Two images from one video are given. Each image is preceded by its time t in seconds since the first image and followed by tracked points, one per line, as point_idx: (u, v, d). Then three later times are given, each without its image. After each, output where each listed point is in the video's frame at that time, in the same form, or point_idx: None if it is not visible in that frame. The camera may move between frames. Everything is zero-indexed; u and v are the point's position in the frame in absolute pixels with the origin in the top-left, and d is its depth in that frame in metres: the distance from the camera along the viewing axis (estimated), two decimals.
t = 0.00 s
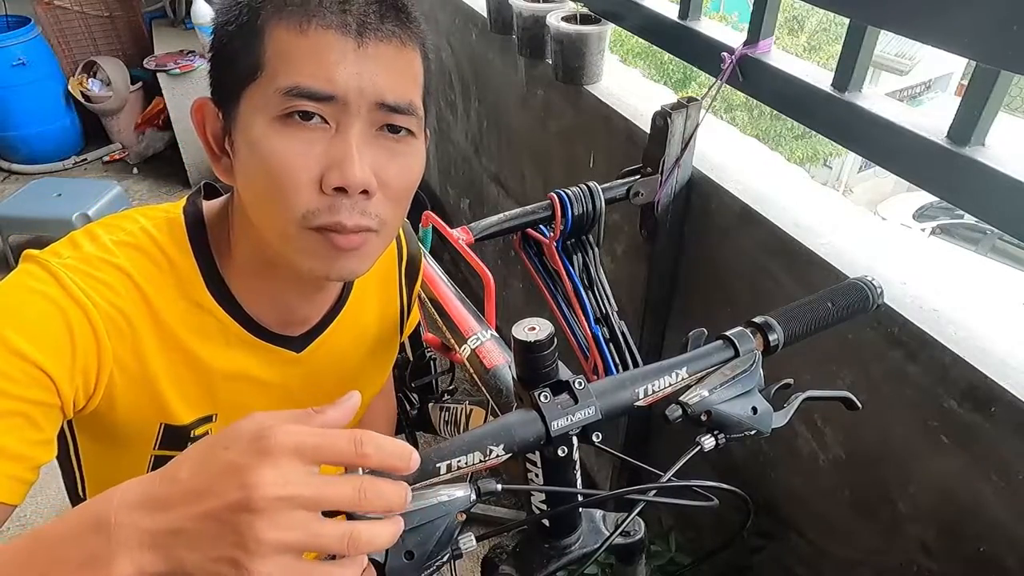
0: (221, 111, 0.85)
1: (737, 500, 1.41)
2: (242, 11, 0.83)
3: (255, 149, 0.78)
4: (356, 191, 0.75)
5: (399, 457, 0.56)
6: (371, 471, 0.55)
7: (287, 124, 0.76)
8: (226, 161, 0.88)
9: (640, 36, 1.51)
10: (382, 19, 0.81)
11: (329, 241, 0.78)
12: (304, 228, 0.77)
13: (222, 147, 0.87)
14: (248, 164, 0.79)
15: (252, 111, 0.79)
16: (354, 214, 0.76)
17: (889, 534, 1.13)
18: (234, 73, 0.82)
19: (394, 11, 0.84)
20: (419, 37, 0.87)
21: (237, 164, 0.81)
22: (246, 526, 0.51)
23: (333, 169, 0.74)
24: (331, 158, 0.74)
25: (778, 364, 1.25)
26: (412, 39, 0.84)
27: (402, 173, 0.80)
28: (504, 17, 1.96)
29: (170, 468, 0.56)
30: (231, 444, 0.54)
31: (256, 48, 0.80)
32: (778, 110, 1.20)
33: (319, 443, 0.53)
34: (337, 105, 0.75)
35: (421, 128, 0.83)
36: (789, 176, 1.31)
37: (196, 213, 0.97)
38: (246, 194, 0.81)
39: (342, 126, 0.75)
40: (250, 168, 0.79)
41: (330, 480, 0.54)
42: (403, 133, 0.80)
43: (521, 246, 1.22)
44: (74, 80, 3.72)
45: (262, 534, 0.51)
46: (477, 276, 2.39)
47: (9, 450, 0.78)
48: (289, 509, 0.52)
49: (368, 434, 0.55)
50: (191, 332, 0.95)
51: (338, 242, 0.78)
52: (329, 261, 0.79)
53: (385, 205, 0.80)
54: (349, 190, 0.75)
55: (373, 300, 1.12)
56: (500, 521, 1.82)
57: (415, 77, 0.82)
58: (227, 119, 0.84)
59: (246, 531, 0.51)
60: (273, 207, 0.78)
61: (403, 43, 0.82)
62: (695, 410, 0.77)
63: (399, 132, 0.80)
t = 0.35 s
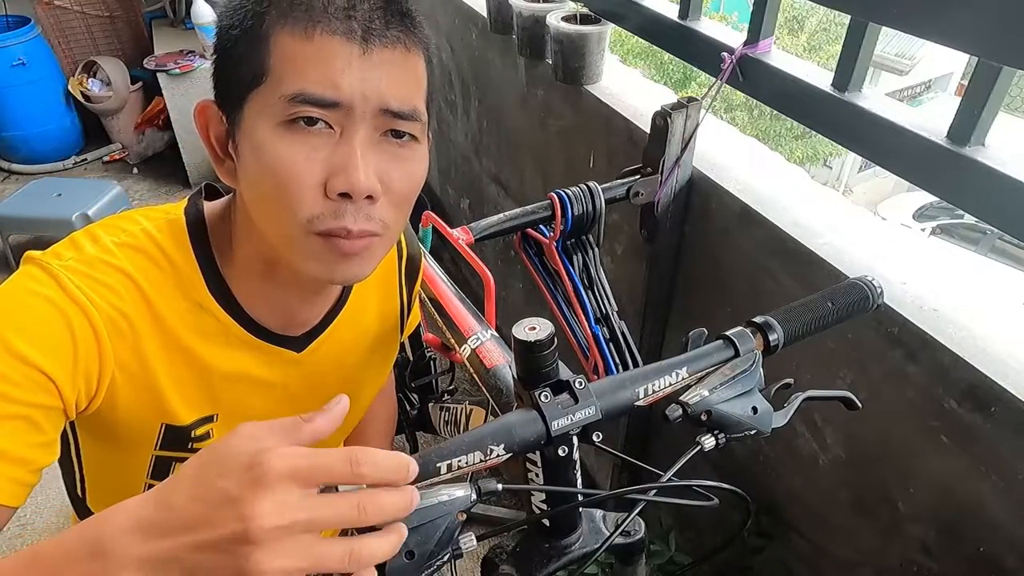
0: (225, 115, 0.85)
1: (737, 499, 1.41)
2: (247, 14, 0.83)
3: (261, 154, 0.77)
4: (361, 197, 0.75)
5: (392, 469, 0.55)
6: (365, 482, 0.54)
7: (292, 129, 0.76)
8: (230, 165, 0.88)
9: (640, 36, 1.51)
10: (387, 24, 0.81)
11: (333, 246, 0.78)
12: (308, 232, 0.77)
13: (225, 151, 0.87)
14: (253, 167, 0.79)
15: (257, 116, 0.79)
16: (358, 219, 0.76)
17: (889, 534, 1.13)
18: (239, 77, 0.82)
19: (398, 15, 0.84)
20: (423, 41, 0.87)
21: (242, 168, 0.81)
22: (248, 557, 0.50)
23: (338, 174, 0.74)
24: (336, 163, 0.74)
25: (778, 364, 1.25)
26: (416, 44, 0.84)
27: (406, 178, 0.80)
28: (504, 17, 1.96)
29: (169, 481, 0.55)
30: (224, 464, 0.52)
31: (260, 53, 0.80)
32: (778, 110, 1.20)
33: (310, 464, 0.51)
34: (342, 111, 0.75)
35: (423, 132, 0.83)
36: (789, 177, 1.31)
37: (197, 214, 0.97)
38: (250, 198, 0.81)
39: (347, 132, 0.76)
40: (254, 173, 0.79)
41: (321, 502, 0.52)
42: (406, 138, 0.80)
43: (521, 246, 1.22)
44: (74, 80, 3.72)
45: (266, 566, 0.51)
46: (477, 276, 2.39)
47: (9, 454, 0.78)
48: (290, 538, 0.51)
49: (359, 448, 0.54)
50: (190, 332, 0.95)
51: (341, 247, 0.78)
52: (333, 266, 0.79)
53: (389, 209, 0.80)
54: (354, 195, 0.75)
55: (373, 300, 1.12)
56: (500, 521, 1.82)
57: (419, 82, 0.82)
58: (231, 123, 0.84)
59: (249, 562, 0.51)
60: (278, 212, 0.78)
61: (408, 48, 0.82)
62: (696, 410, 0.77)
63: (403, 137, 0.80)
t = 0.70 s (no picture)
0: (220, 117, 0.85)
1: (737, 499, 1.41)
2: (241, 17, 0.83)
3: (256, 154, 0.78)
4: (358, 196, 0.75)
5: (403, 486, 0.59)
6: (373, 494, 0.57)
7: (287, 129, 0.76)
8: (225, 167, 0.88)
9: (640, 36, 1.51)
10: (381, 23, 0.81)
11: (331, 246, 0.78)
12: (305, 232, 0.77)
13: (221, 152, 0.88)
14: (249, 168, 0.79)
15: (251, 117, 0.79)
16: (355, 218, 0.76)
17: (890, 533, 1.13)
18: (234, 76, 0.82)
19: (392, 15, 0.84)
20: (417, 40, 0.87)
21: (238, 170, 0.81)
22: (270, 564, 0.52)
23: (334, 174, 0.75)
24: (332, 163, 0.75)
25: (778, 364, 1.26)
26: (410, 42, 0.84)
27: (402, 176, 0.80)
28: (504, 17, 1.96)
29: (182, 486, 0.55)
30: (249, 475, 0.54)
31: (254, 53, 0.80)
32: (778, 110, 1.20)
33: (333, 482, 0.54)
34: (337, 110, 0.75)
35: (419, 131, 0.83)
36: (789, 177, 1.31)
37: (193, 215, 0.97)
38: (247, 199, 0.81)
39: (342, 132, 0.76)
40: (251, 174, 0.79)
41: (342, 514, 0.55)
42: (402, 137, 0.80)
43: (520, 246, 1.22)
44: (74, 80, 3.72)
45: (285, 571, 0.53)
46: (477, 276, 2.39)
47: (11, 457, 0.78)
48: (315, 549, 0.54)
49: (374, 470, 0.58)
50: (188, 333, 0.95)
51: (339, 247, 0.78)
52: (330, 266, 0.79)
53: (386, 209, 0.80)
54: (350, 195, 0.75)
55: (372, 300, 1.12)
56: (500, 521, 1.82)
57: (414, 81, 0.83)
58: (226, 124, 0.84)
59: (270, 569, 0.52)
60: (275, 212, 0.78)
61: (402, 48, 0.82)
62: (696, 410, 0.77)
63: (399, 136, 0.80)
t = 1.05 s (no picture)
0: (205, 111, 0.85)
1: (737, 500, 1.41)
2: (222, 11, 0.83)
3: (243, 150, 0.78)
4: (346, 189, 0.75)
5: (330, 411, 0.58)
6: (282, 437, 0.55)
7: (273, 124, 0.77)
8: (213, 161, 0.88)
9: (640, 36, 1.51)
10: (364, 14, 0.81)
11: (320, 238, 0.79)
12: (293, 225, 0.78)
13: (208, 147, 0.88)
14: (236, 163, 0.79)
15: (237, 112, 0.79)
16: (344, 210, 0.76)
17: (890, 534, 1.13)
18: (220, 70, 0.82)
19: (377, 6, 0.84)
20: (402, 31, 0.86)
21: (226, 165, 0.82)
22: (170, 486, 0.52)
23: (321, 168, 0.75)
24: (319, 157, 0.75)
25: (778, 364, 1.25)
26: (395, 34, 0.84)
27: (390, 168, 0.81)
28: (504, 17, 1.97)
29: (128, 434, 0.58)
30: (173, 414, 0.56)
31: (238, 49, 0.80)
32: (779, 110, 1.20)
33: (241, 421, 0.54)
34: (322, 104, 0.75)
35: (407, 123, 0.83)
36: (788, 177, 1.31)
37: (185, 209, 0.97)
38: (236, 194, 0.81)
39: (328, 125, 0.76)
40: (238, 170, 0.79)
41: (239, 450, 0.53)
42: (389, 129, 0.80)
43: (520, 245, 1.22)
44: (74, 80, 3.72)
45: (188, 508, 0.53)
46: (477, 276, 2.39)
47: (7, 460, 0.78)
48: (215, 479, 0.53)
49: (291, 414, 0.55)
50: (182, 328, 0.95)
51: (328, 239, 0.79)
52: (319, 258, 0.80)
53: (374, 201, 0.80)
54: (337, 188, 0.75)
55: (370, 296, 1.12)
56: (500, 521, 1.82)
57: (399, 72, 0.83)
58: (212, 120, 0.84)
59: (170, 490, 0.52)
60: (263, 206, 0.78)
61: (386, 39, 0.82)
62: (696, 410, 0.77)
63: (386, 129, 0.80)
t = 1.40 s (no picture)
0: (192, 106, 0.85)
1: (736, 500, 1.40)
2: (207, 6, 0.82)
3: (228, 146, 0.78)
4: (332, 186, 0.76)
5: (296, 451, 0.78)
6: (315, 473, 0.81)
7: (259, 121, 0.77)
8: (199, 156, 0.88)
9: (640, 36, 1.51)
10: (350, 11, 0.81)
11: (306, 234, 0.80)
12: (278, 222, 0.78)
13: (195, 142, 0.88)
14: (221, 160, 0.80)
15: (222, 108, 0.79)
16: (330, 207, 0.77)
17: (890, 534, 1.13)
18: (207, 66, 0.81)
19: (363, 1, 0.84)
20: (389, 25, 0.87)
21: (211, 162, 0.82)
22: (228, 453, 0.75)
23: (308, 164, 0.75)
24: (306, 154, 0.75)
25: (778, 364, 1.25)
26: (381, 29, 0.84)
27: (377, 164, 0.81)
28: (504, 17, 1.97)
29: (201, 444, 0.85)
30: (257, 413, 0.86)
31: (224, 45, 0.80)
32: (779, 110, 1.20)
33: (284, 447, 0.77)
34: (309, 101, 0.76)
35: (393, 118, 0.84)
36: (786, 177, 1.31)
37: (172, 205, 0.97)
38: (222, 191, 0.81)
39: (315, 122, 0.76)
40: (224, 167, 0.79)
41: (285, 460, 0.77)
42: (375, 125, 0.81)
43: (520, 245, 1.22)
44: (74, 80, 3.72)
45: (241, 502, 0.75)
46: (477, 276, 2.38)
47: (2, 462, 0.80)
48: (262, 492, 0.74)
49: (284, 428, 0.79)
50: (167, 324, 0.95)
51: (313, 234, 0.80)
52: (306, 254, 0.81)
53: (361, 196, 0.81)
54: (324, 185, 0.76)
55: (365, 293, 1.12)
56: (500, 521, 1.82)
57: (385, 68, 0.83)
58: (198, 115, 0.84)
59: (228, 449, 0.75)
60: (249, 202, 0.79)
61: (373, 35, 0.82)
62: (695, 410, 0.77)
63: (372, 124, 0.81)
